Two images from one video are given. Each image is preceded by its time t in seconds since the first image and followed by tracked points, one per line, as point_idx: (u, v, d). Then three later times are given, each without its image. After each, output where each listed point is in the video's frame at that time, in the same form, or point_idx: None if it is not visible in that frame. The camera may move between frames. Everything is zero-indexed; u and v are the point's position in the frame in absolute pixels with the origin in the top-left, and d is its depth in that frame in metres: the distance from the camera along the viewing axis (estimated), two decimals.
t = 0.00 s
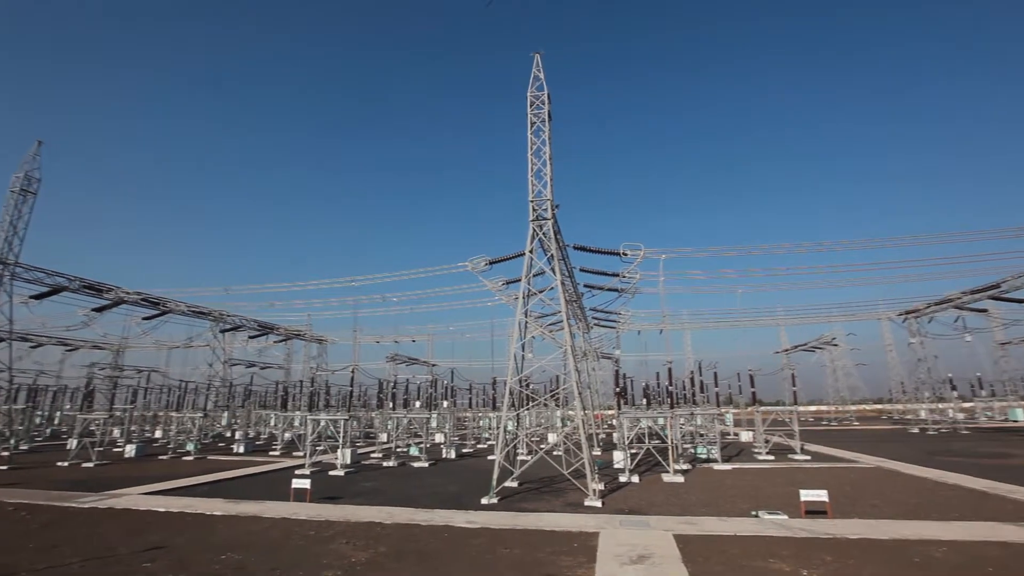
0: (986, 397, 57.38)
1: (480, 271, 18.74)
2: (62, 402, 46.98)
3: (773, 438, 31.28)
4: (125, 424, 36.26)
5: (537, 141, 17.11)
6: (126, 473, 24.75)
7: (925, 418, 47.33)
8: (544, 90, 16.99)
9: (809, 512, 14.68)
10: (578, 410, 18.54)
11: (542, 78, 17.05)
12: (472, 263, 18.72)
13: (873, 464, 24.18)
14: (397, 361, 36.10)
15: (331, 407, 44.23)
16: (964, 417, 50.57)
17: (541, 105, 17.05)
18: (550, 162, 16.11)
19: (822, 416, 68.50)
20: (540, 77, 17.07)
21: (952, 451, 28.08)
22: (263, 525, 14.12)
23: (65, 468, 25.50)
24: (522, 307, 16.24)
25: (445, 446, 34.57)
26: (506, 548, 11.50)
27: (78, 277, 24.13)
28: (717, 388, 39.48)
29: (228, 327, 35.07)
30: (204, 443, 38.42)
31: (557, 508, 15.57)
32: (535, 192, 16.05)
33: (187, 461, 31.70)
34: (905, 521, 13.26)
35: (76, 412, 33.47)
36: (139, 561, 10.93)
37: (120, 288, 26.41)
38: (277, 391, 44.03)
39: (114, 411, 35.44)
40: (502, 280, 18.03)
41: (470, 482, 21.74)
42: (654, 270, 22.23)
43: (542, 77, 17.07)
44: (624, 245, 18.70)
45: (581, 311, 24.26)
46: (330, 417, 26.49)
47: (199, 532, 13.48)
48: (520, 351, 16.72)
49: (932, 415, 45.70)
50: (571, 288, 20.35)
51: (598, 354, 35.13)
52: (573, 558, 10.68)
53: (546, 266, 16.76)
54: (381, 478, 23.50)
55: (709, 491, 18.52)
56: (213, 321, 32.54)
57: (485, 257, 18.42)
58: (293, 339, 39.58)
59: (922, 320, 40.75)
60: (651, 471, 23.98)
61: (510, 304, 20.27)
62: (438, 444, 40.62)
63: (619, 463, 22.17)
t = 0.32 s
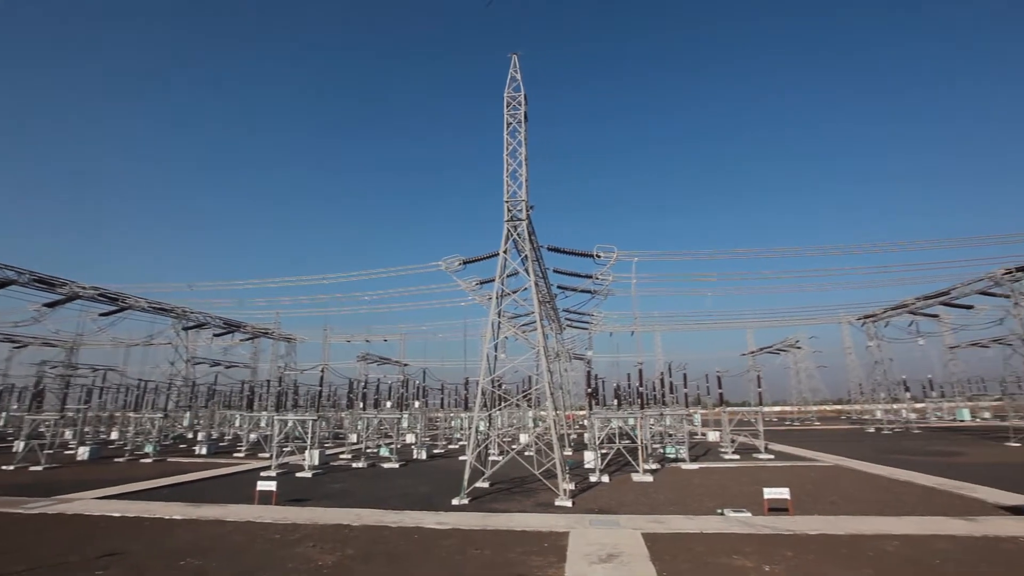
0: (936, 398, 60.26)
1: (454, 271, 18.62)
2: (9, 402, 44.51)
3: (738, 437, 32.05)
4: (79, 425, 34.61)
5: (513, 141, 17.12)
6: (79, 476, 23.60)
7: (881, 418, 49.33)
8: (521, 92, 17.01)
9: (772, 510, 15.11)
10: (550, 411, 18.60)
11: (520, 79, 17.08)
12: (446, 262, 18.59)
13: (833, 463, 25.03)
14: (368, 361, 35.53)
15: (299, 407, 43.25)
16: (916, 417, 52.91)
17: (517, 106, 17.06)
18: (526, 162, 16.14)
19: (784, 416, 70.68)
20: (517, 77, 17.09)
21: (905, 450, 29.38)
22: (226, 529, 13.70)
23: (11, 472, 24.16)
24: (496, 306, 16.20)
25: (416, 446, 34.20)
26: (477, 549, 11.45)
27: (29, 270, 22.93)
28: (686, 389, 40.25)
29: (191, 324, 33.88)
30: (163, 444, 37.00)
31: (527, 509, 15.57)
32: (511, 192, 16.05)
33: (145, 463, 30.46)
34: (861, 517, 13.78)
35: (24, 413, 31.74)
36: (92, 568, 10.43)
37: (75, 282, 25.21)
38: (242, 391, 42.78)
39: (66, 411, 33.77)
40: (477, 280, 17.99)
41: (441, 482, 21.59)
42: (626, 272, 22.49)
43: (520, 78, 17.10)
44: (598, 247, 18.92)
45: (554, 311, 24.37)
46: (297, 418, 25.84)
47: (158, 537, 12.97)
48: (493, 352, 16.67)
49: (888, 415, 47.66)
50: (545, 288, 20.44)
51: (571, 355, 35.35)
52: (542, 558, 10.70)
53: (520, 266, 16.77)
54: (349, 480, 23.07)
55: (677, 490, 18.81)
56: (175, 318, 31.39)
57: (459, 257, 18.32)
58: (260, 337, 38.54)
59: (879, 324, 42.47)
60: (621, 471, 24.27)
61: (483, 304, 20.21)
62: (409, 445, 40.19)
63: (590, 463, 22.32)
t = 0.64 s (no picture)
0: (887, 399, 63.20)
1: (426, 270, 18.45)
2: None
3: (703, 437, 32.81)
4: (23, 426, 32.69)
5: (488, 141, 17.07)
6: (22, 480, 22.27)
7: (837, 419, 51.37)
8: (496, 92, 17.00)
9: (734, 507, 15.51)
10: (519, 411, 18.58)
11: (496, 79, 17.05)
12: (418, 261, 18.40)
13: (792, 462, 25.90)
14: (336, 360, 34.83)
15: (263, 407, 42.04)
16: (869, 417, 55.35)
17: (493, 106, 17.02)
18: (500, 163, 16.12)
19: (747, 417, 72.92)
20: (493, 78, 17.05)
21: (860, 449, 30.65)
22: (183, 534, 13.16)
23: None
24: (467, 307, 16.12)
25: (385, 447, 33.69)
26: (444, 551, 11.34)
27: None
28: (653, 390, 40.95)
29: (149, 321, 32.49)
30: (117, 446, 35.34)
31: (496, 510, 15.54)
32: (485, 193, 15.99)
33: (96, 465, 29.02)
34: (818, 513, 14.29)
35: None
36: None
37: (21, 275, 23.85)
38: (203, 391, 41.29)
39: (9, 412, 31.86)
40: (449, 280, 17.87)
41: (410, 484, 21.33)
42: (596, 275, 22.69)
43: (496, 78, 17.07)
44: (569, 250, 19.08)
45: (525, 312, 24.40)
46: (261, 418, 25.07)
47: (109, 544, 12.37)
48: (464, 352, 16.53)
49: (843, 416, 49.68)
50: (517, 289, 20.44)
51: (541, 356, 35.50)
52: (510, 558, 10.70)
53: (492, 267, 16.72)
54: (314, 481, 22.52)
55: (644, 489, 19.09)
56: (131, 315, 30.06)
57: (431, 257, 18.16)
58: (223, 335, 37.29)
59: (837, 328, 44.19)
60: (589, 471, 24.47)
61: (454, 304, 20.08)
62: (377, 446, 39.60)
63: (559, 463, 22.43)
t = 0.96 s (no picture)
0: (841, 399, 65.96)
1: (395, 268, 18.18)
2: None
3: (668, 437, 33.50)
4: None
5: (461, 141, 16.95)
6: None
7: (795, 419, 53.29)
8: (470, 91, 16.91)
9: (697, 506, 15.88)
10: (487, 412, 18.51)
11: (470, 78, 16.97)
12: (387, 260, 18.10)
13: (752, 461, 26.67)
14: (301, 359, 33.97)
15: (222, 408, 40.62)
16: (824, 417, 57.65)
17: (466, 106, 16.93)
18: (473, 162, 16.05)
19: (710, 417, 74.89)
20: (467, 77, 16.96)
21: (816, 448, 31.85)
22: (134, 541, 12.57)
23: None
24: (437, 306, 15.97)
25: (350, 448, 33.06)
26: (411, 553, 11.19)
27: None
28: (621, 390, 41.55)
29: (100, 317, 30.92)
30: (63, 449, 33.49)
31: (464, 510, 15.45)
32: (457, 192, 15.89)
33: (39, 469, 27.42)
34: (776, 510, 14.78)
35: None
36: None
37: None
38: (159, 390, 39.63)
39: None
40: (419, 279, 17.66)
41: (376, 485, 20.98)
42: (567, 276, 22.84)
43: (470, 77, 16.99)
44: (540, 251, 19.17)
45: (495, 313, 24.39)
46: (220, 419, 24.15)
47: (52, 552, 11.68)
48: (433, 352, 16.35)
49: (801, 416, 51.57)
50: (487, 289, 20.37)
51: (511, 356, 35.55)
52: (477, 559, 10.66)
53: (462, 267, 16.60)
54: (277, 484, 21.89)
55: (610, 489, 19.29)
56: (81, 310, 28.56)
57: (401, 255, 17.89)
58: (181, 333, 35.87)
59: (796, 331, 45.84)
60: (556, 471, 24.63)
61: (424, 304, 19.87)
62: (343, 447, 38.83)
63: (527, 463, 22.48)
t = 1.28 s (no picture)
0: (800, 400, 68.47)
1: (365, 267, 17.88)
2: None
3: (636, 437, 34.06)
4: None
5: (435, 139, 16.82)
6: None
7: (757, 420, 54.95)
8: (444, 89, 16.79)
9: (662, 504, 16.16)
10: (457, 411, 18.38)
11: (444, 76, 16.86)
12: (357, 258, 17.79)
13: (716, 460, 27.40)
14: (265, 357, 33.04)
15: (180, 408, 39.10)
16: (785, 418, 59.65)
17: (440, 104, 16.81)
18: (446, 162, 15.95)
19: (677, 417, 76.46)
20: (442, 75, 16.84)
21: (776, 447, 32.89)
22: (83, 548, 11.94)
23: None
24: (408, 306, 15.79)
25: (316, 449, 32.35)
26: (377, 556, 11.01)
27: None
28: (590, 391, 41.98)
29: (49, 312, 29.31)
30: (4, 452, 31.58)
31: (432, 512, 15.30)
32: (430, 191, 15.74)
33: None
34: (738, 507, 15.20)
35: None
36: None
37: None
38: (112, 390, 37.87)
39: None
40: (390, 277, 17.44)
41: (343, 486, 20.57)
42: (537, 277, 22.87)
43: (445, 75, 16.87)
44: (512, 252, 19.19)
45: (466, 313, 24.30)
46: (178, 420, 23.20)
47: None
48: (403, 352, 16.13)
49: (762, 416, 53.25)
50: (459, 289, 20.25)
51: (481, 356, 35.44)
52: (445, 561, 10.57)
53: (434, 266, 16.45)
54: (238, 486, 21.20)
55: (579, 489, 19.44)
56: (27, 305, 27.02)
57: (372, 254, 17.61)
58: (137, 329, 34.35)
59: (759, 334, 47.31)
60: (525, 471, 24.68)
61: (394, 303, 19.61)
62: (308, 448, 37.95)
63: (496, 464, 22.46)
